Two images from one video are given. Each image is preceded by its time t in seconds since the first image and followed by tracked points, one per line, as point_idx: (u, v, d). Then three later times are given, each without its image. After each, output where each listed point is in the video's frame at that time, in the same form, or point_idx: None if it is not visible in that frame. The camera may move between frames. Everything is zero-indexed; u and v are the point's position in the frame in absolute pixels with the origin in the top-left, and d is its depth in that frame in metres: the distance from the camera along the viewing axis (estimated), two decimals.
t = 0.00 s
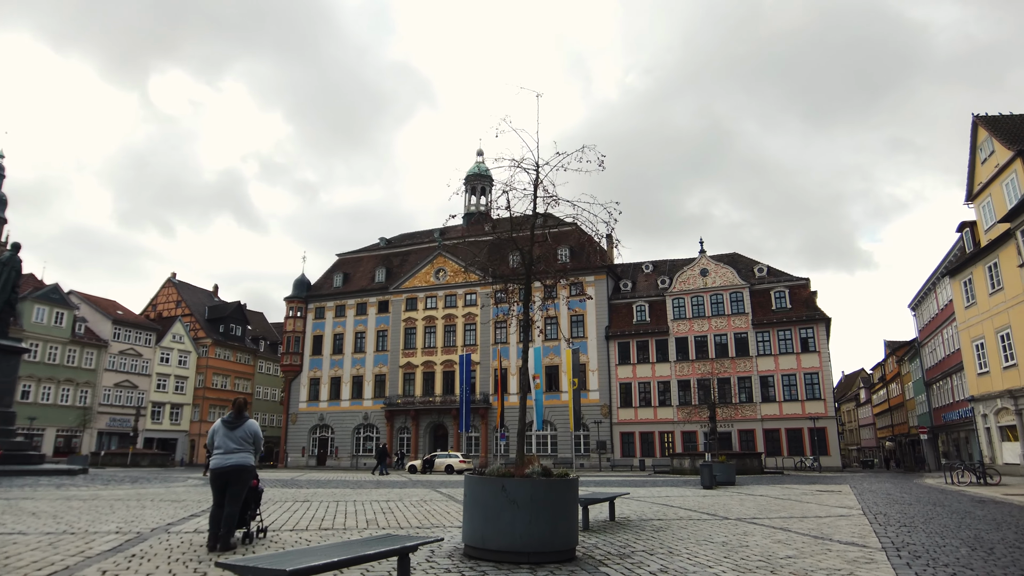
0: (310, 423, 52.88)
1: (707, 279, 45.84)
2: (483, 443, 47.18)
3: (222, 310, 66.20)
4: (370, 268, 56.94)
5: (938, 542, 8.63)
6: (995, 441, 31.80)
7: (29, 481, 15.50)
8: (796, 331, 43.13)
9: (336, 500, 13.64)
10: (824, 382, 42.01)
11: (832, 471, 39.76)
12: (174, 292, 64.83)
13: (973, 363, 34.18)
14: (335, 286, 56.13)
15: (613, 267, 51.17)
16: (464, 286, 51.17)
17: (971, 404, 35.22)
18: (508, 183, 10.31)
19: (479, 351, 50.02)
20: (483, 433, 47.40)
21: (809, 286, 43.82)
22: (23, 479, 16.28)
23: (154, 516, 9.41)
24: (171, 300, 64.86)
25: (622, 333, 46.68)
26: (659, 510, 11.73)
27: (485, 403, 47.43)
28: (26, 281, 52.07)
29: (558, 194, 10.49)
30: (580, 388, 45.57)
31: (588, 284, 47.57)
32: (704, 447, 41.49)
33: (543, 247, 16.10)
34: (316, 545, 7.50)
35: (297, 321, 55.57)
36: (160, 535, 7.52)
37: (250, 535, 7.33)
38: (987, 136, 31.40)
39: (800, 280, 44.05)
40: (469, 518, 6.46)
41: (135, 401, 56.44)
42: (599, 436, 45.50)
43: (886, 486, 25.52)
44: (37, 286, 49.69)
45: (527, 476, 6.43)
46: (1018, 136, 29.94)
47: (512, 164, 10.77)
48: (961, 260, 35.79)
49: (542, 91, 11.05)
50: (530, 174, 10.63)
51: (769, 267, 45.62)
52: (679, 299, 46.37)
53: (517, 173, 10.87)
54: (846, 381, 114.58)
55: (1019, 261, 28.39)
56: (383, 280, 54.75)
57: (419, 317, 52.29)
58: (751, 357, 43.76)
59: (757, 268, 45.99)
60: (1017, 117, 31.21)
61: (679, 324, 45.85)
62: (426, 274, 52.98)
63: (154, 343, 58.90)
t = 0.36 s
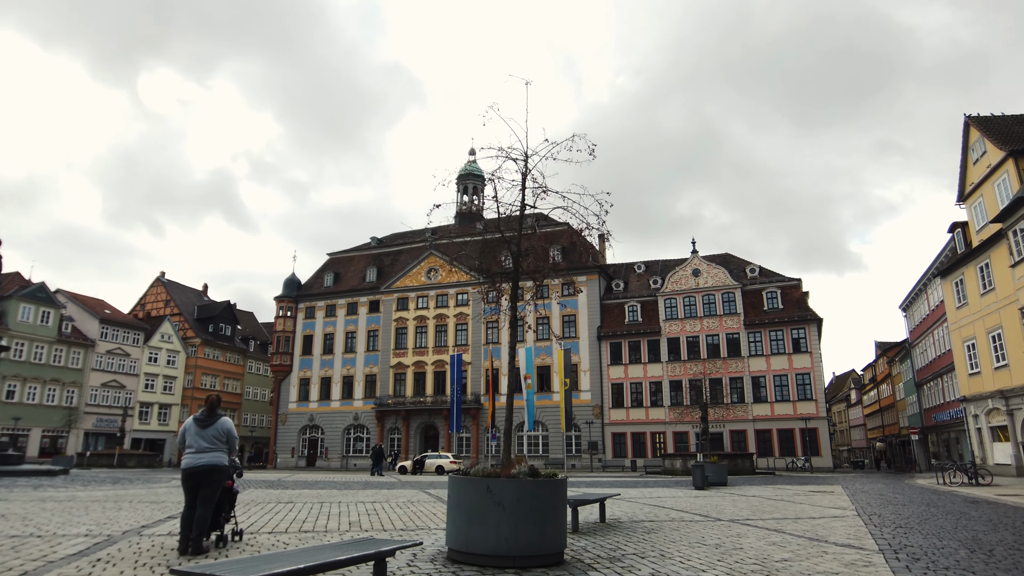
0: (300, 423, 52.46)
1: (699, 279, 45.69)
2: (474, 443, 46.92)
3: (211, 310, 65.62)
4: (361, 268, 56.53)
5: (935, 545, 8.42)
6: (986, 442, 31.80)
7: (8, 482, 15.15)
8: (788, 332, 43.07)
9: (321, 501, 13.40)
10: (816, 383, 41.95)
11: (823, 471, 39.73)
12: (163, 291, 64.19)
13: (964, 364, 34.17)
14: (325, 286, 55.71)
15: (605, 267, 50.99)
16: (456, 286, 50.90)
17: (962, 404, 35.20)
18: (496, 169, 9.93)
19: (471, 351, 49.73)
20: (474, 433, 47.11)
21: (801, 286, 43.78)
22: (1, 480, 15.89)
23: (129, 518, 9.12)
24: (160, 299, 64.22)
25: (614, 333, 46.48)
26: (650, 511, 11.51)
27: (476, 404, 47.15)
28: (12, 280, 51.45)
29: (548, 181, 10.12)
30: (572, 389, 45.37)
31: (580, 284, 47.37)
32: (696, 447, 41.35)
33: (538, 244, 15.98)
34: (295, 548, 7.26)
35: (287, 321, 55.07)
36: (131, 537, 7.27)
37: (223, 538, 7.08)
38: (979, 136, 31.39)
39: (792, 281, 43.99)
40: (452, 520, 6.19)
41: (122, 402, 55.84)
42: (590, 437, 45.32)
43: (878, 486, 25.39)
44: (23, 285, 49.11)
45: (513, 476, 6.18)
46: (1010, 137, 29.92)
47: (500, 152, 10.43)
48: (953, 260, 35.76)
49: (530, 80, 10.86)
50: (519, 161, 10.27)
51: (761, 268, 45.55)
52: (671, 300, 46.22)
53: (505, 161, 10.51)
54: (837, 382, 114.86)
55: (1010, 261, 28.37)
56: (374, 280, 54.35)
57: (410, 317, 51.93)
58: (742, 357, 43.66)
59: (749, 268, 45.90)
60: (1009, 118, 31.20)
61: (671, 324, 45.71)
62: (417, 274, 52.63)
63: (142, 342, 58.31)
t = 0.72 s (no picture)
0: (283, 427, 51.78)
1: (686, 282, 45.56)
2: (460, 447, 46.49)
3: (194, 312, 64.74)
4: (347, 270, 55.99)
5: (930, 552, 8.14)
6: (972, 445, 31.82)
7: None
8: (775, 335, 43.02)
9: (297, 507, 12.99)
10: (802, 386, 41.89)
11: (810, 474, 39.66)
12: (145, 293, 63.24)
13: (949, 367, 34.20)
14: (310, 288, 55.11)
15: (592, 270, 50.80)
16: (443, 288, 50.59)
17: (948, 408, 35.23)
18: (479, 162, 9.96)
19: (457, 354, 49.32)
20: (460, 437, 46.68)
21: (788, 290, 43.77)
22: None
23: (91, 526, 8.69)
24: (142, 301, 63.25)
25: (601, 336, 46.23)
26: (635, 517, 11.19)
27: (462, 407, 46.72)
28: None
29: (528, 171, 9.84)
30: (558, 392, 45.05)
31: (566, 287, 47.21)
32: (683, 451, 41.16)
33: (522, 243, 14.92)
34: (260, 558, 6.88)
35: (271, 323, 54.36)
36: (86, 546, 6.86)
37: (183, 546, 6.70)
38: (965, 140, 31.45)
39: (779, 284, 43.98)
40: (425, 529, 5.84)
41: (102, 405, 54.90)
42: (577, 440, 45.04)
43: (866, 490, 25.22)
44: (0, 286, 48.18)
45: (490, 483, 5.85)
46: (996, 140, 29.99)
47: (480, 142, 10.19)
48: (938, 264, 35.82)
49: (511, 70, 10.72)
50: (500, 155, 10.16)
51: (748, 271, 45.53)
52: (658, 303, 46.07)
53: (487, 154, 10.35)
54: (823, 385, 115.42)
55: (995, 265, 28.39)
56: (359, 282, 53.82)
57: (396, 320, 51.44)
58: (729, 360, 43.55)
59: (736, 271, 45.87)
60: (994, 122, 31.30)
61: (658, 327, 45.54)
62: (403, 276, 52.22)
63: (123, 345, 57.38)
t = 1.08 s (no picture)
0: (262, 429, 50.98)
1: (670, 284, 45.47)
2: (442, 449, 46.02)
3: (172, 312, 63.67)
4: (329, 270, 55.32)
5: (918, 555, 7.87)
6: (952, 447, 31.94)
7: None
8: (758, 338, 43.04)
9: (269, 510, 12.53)
10: (785, 389, 41.91)
11: (792, 476, 39.65)
12: (122, 292, 62.11)
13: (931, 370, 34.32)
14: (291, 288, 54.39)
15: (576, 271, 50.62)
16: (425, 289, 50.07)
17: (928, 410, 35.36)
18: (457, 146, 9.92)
19: (440, 355, 48.89)
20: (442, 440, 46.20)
21: (771, 292, 43.83)
22: None
23: (42, 531, 8.20)
24: (118, 300, 62.09)
25: (585, 338, 46.00)
26: (617, 519, 10.87)
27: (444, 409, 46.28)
28: None
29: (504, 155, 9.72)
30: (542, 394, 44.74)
31: (550, 288, 47.00)
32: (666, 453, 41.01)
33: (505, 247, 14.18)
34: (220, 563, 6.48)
35: (250, 323, 53.54)
36: (33, 551, 6.41)
37: (137, 551, 6.26)
38: (947, 143, 31.61)
39: (762, 287, 44.02)
40: (393, 533, 5.47)
41: (76, 406, 53.75)
42: (560, 443, 44.74)
43: (848, 492, 25.16)
44: None
45: (462, 483, 5.51)
46: (977, 144, 30.15)
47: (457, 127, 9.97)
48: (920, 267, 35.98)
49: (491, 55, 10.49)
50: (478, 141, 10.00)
51: (731, 273, 45.55)
52: (642, 305, 45.94)
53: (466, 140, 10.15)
54: (805, 389, 116.05)
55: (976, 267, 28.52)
56: (341, 282, 53.19)
57: (378, 321, 50.88)
58: (713, 362, 43.51)
59: (720, 273, 45.88)
60: (975, 125, 31.49)
61: (642, 329, 45.39)
62: (386, 276, 51.65)
63: (98, 345, 56.27)
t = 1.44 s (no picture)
0: (227, 428, 49.99)
1: (642, 285, 45.62)
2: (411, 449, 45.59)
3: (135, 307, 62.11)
4: (298, 267, 54.44)
5: (885, 557, 7.84)
6: (914, 447, 32.54)
7: None
8: (727, 339, 43.40)
9: (227, 512, 12.13)
10: (753, 390, 42.32)
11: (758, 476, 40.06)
12: (83, 287, 60.42)
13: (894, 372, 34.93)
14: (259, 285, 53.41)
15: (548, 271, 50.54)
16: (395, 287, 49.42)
17: (892, 411, 36.00)
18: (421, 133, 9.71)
19: (410, 354, 48.44)
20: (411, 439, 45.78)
21: (740, 294, 44.24)
22: None
23: None
24: (79, 295, 60.37)
25: (556, 337, 45.93)
26: (584, 521, 10.73)
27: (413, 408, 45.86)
28: None
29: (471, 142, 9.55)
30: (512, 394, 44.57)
31: (522, 287, 46.86)
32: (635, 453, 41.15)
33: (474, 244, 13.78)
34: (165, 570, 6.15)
35: (216, 320, 52.42)
36: None
37: (74, 558, 5.90)
38: (913, 149, 32.16)
39: (732, 289, 44.42)
40: (348, 540, 5.22)
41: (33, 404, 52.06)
42: (530, 442, 44.61)
43: (814, 492, 25.42)
44: None
45: (422, 487, 5.29)
46: (942, 150, 30.72)
47: (422, 115, 9.78)
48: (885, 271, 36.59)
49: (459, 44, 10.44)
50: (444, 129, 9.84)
51: (702, 275, 45.89)
52: (613, 305, 46.02)
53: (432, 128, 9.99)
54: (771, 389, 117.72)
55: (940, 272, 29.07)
56: (310, 279, 52.36)
57: (348, 319, 50.21)
58: (682, 363, 43.76)
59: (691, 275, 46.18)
60: (941, 133, 32.07)
61: (613, 329, 45.49)
62: (356, 274, 50.92)
63: (57, 341, 54.62)
